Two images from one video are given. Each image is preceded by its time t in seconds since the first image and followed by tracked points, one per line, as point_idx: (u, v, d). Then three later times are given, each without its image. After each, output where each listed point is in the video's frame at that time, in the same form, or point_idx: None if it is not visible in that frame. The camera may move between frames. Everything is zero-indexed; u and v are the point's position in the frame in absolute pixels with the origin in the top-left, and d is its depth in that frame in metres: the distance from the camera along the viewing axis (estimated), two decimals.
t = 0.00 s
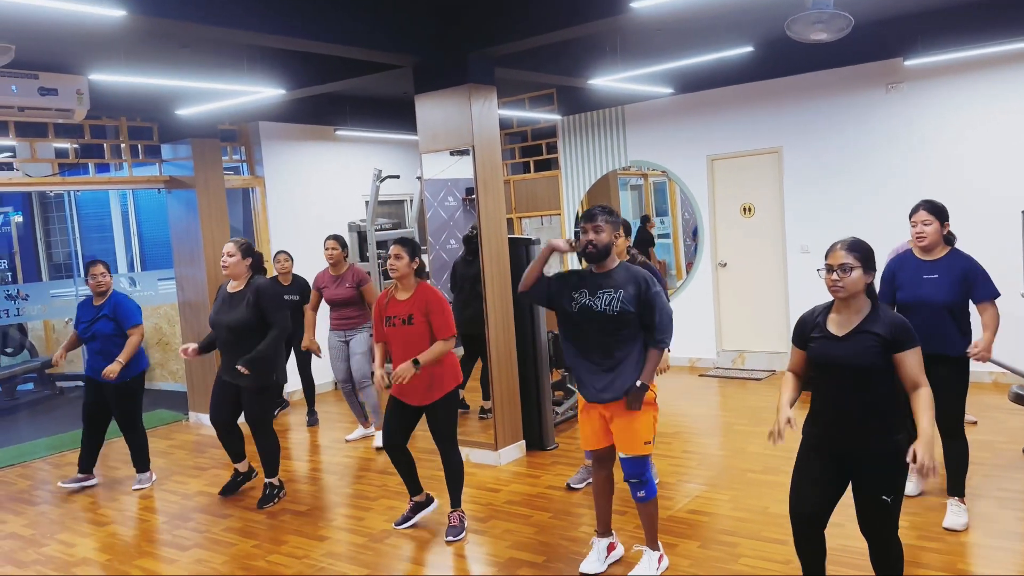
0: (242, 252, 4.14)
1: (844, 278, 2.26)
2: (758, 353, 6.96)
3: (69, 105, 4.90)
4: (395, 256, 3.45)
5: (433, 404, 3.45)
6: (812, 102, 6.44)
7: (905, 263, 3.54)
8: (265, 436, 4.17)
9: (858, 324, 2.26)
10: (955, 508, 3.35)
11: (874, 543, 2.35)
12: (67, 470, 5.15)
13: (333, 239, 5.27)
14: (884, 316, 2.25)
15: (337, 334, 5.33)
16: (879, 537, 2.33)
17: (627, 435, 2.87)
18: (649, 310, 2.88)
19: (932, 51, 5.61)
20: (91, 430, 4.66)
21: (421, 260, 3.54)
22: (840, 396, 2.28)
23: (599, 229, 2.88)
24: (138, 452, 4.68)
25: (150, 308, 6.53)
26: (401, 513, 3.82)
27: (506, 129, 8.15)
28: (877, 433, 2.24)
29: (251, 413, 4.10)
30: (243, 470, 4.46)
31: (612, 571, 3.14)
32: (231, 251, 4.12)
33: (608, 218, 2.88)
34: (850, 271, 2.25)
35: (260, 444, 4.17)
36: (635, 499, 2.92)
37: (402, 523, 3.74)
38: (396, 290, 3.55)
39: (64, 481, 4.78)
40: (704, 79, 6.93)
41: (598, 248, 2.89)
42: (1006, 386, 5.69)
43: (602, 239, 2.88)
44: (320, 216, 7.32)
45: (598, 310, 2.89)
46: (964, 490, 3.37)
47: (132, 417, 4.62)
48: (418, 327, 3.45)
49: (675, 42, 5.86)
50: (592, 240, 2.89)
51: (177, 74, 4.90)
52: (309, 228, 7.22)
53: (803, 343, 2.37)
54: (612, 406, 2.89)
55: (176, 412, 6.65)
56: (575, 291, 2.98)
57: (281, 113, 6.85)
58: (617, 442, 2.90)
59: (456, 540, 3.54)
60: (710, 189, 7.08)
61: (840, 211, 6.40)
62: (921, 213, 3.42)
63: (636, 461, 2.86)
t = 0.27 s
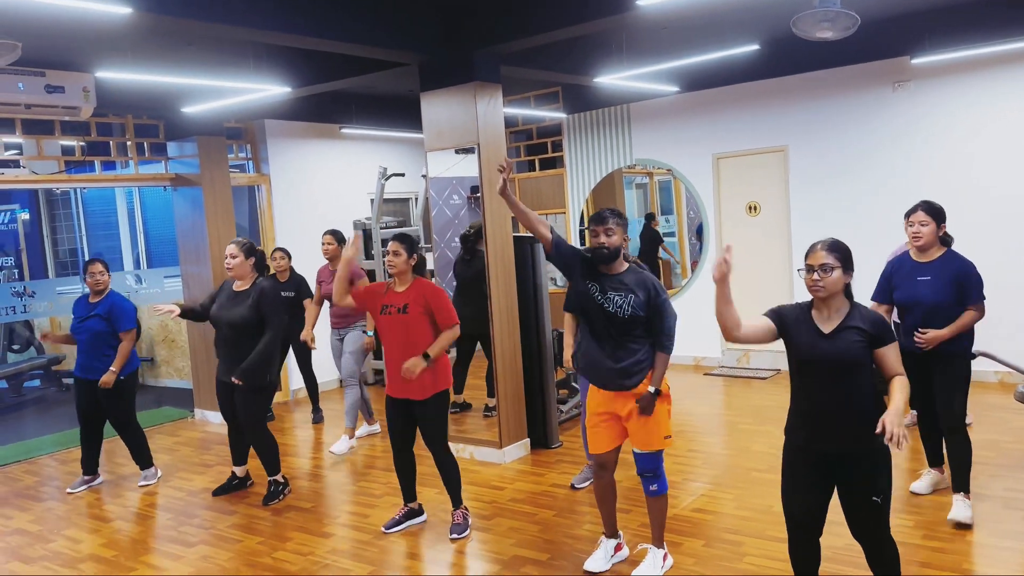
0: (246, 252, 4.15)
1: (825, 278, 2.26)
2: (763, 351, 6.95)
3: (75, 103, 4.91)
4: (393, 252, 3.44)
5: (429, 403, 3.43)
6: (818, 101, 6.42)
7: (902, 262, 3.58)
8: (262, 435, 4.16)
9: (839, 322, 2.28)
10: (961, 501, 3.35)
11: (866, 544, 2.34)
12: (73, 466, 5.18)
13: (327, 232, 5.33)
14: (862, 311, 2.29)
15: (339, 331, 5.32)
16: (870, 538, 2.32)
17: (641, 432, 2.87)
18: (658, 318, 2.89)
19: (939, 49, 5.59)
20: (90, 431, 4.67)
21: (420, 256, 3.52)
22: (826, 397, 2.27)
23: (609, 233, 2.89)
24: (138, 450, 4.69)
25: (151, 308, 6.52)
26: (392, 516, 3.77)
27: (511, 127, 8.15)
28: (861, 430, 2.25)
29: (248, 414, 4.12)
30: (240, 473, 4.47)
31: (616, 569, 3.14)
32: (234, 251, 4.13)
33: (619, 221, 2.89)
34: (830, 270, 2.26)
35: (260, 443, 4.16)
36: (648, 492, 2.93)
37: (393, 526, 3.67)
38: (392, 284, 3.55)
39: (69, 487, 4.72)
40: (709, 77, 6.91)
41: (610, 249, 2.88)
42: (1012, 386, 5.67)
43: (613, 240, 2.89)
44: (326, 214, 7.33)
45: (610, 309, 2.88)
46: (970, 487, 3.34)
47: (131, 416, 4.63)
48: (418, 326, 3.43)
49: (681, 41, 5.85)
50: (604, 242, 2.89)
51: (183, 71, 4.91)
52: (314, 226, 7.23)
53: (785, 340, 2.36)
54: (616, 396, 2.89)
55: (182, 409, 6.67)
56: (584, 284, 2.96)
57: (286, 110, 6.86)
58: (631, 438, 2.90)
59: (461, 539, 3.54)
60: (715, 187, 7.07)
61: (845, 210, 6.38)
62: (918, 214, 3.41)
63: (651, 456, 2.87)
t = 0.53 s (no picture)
0: (247, 247, 4.14)
1: (815, 271, 2.27)
2: (768, 349, 6.93)
3: (81, 100, 4.92)
4: (390, 247, 3.44)
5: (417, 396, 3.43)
6: (824, 97, 6.40)
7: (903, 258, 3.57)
8: (265, 428, 4.18)
9: (825, 315, 2.28)
10: (972, 492, 3.44)
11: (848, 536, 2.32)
12: (78, 462, 5.21)
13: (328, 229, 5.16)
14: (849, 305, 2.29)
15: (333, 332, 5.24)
16: (855, 531, 2.30)
17: (643, 430, 2.87)
18: (658, 304, 2.83)
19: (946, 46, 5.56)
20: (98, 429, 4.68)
21: (415, 254, 3.55)
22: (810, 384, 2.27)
23: (618, 229, 2.86)
24: (148, 445, 4.70)
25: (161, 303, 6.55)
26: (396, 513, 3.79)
27: (516, 124, 8.14)
28: (845, 420, 2.24)
29: (249, 410, 4.14)
30: (245, 470, 4.48)
31: (619, 566, 3.14)
32: (235, 247, 4.11)
33: (624, 218, 2.85)
34: (820, 264, 2.27)
35: (262, 435, 4.18)
36: (650, 490, 2.95)
37: (397, 523, 3.69)
38: (388, 275, 3.55)
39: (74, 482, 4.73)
40: (714, 74, 6.89)
41: (613, 245, 2.87)
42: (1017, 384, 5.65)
43: (619, 239, 2.86)
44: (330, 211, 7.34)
45: (610, 305, 2.87)
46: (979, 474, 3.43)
47: (142, 412, 4.66)
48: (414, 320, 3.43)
49: (686, 37, 5.83)
50: (612, 238, 2.87)
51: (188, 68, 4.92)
52: (319, 223, 7.24)
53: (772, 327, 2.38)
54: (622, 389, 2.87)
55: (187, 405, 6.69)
56: (587, 281, 2.96)
57: (291, 107, 6.86)
58: (632, 436, 2.90)
59: (440, 534, 3.56)
60: (720, 185, 7.05)
61: (851, 207, 6.36)
62: (921, 209, 3.43)
63: (652, 453, 2.88)
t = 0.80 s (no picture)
0: (251, 246, 4.12)
1: (828, 271, 2.27)
2: (771, 348, 6.93)
3: (84, 98, 4.92)
4: (399, 244, 3.44)
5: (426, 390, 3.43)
6: (828, 95, 6.38)
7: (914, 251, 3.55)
8: (278, 423, 4.18)
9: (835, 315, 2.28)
10: (978, 490, 3.45)
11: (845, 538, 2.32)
12: (82, 461, 5.22)
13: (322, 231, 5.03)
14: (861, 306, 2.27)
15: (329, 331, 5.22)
16: (853, 532, 2.30)
17: (638, 440, 2.85)
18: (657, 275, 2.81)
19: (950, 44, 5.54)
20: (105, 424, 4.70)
21: (423, 251, 3.53)
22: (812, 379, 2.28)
23: (611, 235, 2.87)
24: (154, 443, 4.70)
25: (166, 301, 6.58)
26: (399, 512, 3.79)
27: (519, 122, 8.13)
28: (847, 419, 2.24)
29: (256, 408, 4.14)
30: (249, 468, 4.49)
31: (623, 565, 3.14)
32: (240, 244, 4.10)
33: (619, 222, 2.87)
34: (833, 264, 2.26)
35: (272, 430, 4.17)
36: (644, 504, 2.94)
37: (402, 521, 3.69)
38: (395, 272, 3.55)
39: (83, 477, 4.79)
40: (718, 72, 6.88)
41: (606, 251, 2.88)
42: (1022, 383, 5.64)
43: (613, 243, 2.87)
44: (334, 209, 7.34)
45: (611, 303, 2.86)
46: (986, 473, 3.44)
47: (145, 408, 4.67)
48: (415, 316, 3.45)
49: (689, 35, 5.81)
50: (604, 246, 2.88)
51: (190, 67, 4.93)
52: (323, 222, 7.24)
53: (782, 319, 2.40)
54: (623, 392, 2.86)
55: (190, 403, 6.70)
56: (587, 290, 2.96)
57: (294, 106, 6.86)
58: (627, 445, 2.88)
59: (439, 532, 3.57)
60: (724, 183, 7.04)
61: (855, 205, 6.35)
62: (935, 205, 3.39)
63: (648, 464, 2.84)
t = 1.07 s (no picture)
0: (251, 246, 4.10)
1: (841, 271, 2.27)
2: (773, 346, 6.92)
3: (85, 98, 4.92)
4: (404, 243, 3.44)
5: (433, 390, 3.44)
6: (829, 93, 6.37)
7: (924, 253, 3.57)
8: (281, 423, 4.20)
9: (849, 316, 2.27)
10: (980, 489, 3.44)
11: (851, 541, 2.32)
12: (84, 460, 5.23)
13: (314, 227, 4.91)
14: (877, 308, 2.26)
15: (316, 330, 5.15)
16: (859, 536, 2.31)
17: (642, 434, 2.85)
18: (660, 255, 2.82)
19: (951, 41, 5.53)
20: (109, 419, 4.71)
21: (428, 249, 3.54)
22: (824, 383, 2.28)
23: (618, 225, 2.88)
24: (152, 443, 4.70)
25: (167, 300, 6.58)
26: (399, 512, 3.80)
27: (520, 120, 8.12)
28: (860, 424, 2.23)
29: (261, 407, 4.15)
30: (251, 468, 4.50)
31: (625, 564, 3.14)
32: (240, 246, 4.07)
33: (625, 211, 2.87)
34: (846, 264, 2.26)
35: (275, 430, 4.19)
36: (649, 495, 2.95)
37: (403, 520, 3.69)
38: (401, 272, 3.56)
39: (90, 476, 4.81)
40: (719, 70, 6.87)
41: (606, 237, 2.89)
42: None
43: (620, 233, 2.87)
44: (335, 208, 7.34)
45: (612, 281, 2.87)
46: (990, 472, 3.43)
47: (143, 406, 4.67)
48: (421, 313, 3.45)
49: (690, 33, 5.80)
50: (610, 234, 2.89)
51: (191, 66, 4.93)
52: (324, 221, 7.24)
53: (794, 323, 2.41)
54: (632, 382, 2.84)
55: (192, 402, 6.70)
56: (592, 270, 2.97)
57: (295, 105, 6.86)
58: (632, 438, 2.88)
59: (444, 532, 3.57)
60: (725, 181, 7.03)
61: (857, 203, 6.34)
62: (941, 205, 3.40)
63: (653, 457, 2.86)
